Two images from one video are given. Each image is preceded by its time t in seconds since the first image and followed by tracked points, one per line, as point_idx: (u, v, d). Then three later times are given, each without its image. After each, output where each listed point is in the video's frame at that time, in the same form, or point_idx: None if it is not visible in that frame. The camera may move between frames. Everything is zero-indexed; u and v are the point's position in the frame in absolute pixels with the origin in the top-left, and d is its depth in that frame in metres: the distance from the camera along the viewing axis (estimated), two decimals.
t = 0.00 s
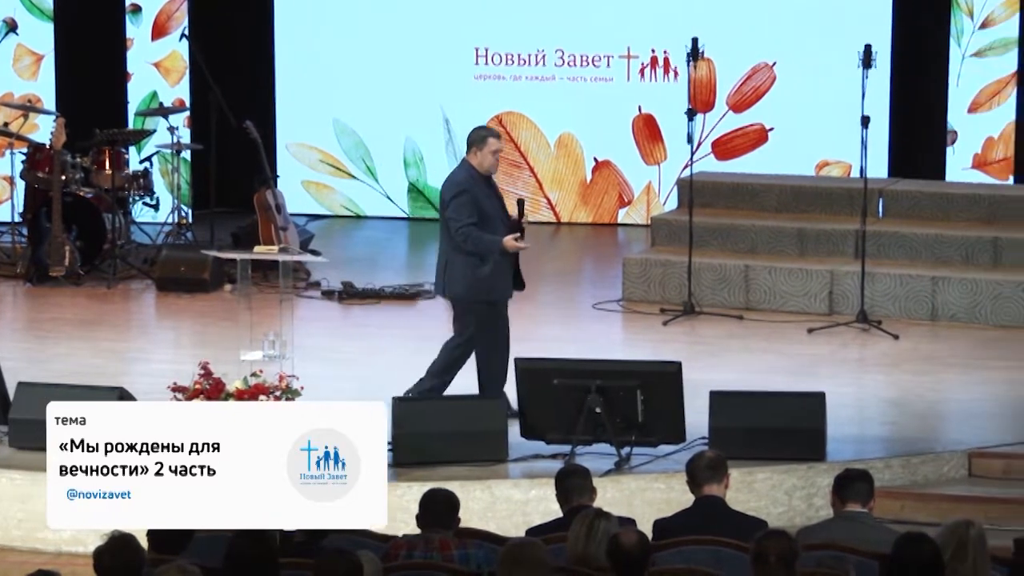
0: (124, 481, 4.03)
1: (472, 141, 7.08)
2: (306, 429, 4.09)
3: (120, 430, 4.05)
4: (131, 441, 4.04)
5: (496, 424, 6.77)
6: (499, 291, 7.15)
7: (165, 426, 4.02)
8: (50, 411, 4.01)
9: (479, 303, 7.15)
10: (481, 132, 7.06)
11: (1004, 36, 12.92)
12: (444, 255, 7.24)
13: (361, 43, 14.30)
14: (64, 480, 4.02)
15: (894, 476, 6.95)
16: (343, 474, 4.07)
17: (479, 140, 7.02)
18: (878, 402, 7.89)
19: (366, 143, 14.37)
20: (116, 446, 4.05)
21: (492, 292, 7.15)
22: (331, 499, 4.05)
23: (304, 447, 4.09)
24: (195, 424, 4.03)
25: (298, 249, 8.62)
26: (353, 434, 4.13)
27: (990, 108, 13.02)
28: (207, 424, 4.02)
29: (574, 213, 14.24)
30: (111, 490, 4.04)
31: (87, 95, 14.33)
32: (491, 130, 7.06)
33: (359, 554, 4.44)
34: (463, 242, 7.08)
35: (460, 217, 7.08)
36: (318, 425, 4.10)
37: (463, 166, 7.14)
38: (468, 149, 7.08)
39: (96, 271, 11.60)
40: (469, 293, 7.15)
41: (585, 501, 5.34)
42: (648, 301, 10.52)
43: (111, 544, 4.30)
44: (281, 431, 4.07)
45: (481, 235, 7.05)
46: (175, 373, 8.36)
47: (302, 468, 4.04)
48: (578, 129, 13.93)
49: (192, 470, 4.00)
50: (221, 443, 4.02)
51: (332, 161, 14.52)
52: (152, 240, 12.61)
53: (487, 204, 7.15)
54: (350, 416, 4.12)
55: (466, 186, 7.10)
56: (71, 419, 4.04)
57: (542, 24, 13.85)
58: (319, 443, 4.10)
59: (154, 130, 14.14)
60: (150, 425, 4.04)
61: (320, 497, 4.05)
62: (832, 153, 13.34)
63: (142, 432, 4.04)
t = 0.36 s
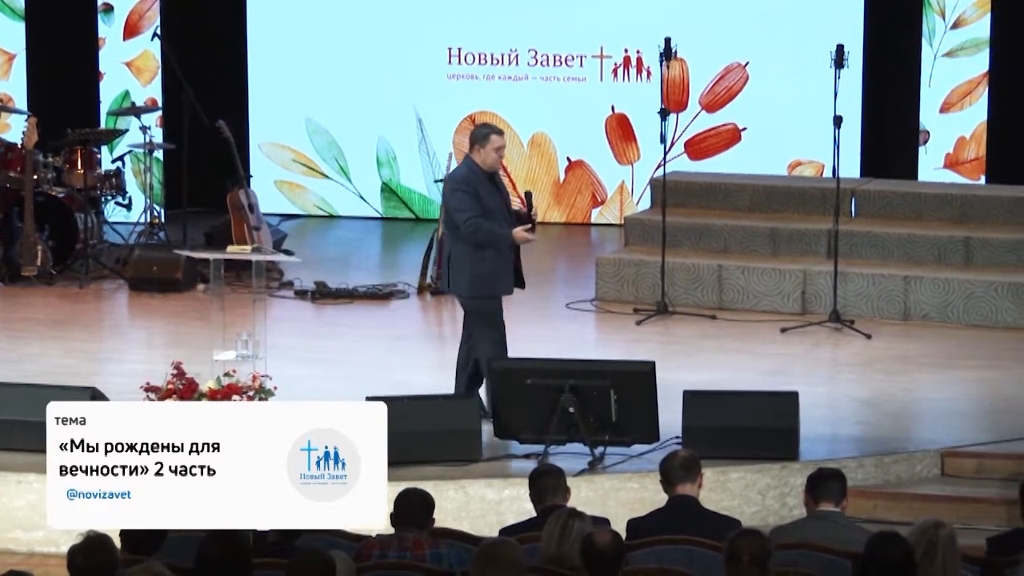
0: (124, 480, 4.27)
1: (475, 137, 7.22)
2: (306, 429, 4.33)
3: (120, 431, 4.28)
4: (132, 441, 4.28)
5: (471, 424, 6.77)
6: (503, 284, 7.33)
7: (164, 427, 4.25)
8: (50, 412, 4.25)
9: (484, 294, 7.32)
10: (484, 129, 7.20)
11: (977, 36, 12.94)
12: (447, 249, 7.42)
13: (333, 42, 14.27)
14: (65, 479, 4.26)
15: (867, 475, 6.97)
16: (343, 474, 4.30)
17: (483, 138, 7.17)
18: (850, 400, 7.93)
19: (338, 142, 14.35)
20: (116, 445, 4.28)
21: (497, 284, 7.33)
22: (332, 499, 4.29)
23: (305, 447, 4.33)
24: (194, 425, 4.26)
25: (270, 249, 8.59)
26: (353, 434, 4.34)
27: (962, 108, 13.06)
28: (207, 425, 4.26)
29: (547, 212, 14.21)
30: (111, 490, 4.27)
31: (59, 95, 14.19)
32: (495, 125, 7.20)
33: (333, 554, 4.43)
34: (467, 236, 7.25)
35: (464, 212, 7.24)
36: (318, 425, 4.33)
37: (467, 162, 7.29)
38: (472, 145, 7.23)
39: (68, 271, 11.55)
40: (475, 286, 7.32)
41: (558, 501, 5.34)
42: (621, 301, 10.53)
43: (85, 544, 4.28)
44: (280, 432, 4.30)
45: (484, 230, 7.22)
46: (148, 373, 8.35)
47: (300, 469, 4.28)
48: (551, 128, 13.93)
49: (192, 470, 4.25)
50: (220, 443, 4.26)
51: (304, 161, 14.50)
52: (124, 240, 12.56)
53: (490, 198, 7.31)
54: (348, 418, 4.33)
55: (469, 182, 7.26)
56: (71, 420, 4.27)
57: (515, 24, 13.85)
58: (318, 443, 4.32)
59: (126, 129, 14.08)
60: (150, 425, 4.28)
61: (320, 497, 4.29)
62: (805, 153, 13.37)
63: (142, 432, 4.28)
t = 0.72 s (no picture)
0: (124, 481, 4.06)
1: (494, 144, 7.19)
2: (306, 429, 4.12)
3: (121, 430, 4.07)
4: (132, 441, 4.07)
5: (456, 424, 6.77)
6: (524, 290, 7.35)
7: (165, 426, 4.05)
8: (49, 411, 4.05)
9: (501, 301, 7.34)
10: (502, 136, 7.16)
11: (961, 37, 12.95)
12: (468, 255, 7.43)
13: (318, 43, 14.25)
14: (65, 480, 4.05)
15: (851, 475, 6.99)
16: (344, 474, 4.08)
17: (501, 144, 7.14)
18: (835, 400, 7.94)
19: (323, 142, 14.34)
20: (116, 446, 4.07)
21: (516, 291, 7.35)
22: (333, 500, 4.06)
23: (304, 447, 4.11)
24: (196, 423, 4.05)
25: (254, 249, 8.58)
26: (355, 434, 4.12)
27: (946, 108, 13.05)
28: (209, 423, 4.05)
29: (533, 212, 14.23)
30: (111, 490, 4.06)
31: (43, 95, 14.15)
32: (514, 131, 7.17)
33: (318, 554, 4.43)
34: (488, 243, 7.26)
35: (484, 219, 7.25)
36: (318, 425, 4.11)
37: (486, 168, 7.27)
38: (491, 152, 7.21)
39: (52, 271, 11.54)
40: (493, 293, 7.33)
41: (543, 501, 5.34)
42: (605, 301, 10.53)
43: (71, 544, 4.28)
44: (279, 431, 4.09)
45: (504, 237, 7.24)
46: (132, 373, 8.34)
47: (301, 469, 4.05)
48: (537, 129, 13.89)
49: (192, 470, 4.04)
50: (221, 443, 4.05)
51: (289, 161, 14.49)
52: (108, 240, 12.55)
53: (510, 205, 7.31)
54: (351, 416, 4.11)
55: (489, 187, 7.25)
56: (71, 420, 4.07)
57: (500, 24, 13.85)
58: (319, 444, 4.10)
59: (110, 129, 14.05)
60: (151, 425, 4.07)
61: (321, 499, 4.06)
62: (789, 152, 13.40)
63: (142, 431, 4.07)
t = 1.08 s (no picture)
0: (125, 480, 4.21)
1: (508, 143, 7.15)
2: (307, 429, 4.24)
3: (120, 431, 4.21)
4: (132, 441, 4.21)
5: (441, 424, 6.77)
6: (537, 291, 7.31)
7: (164, 427, 4.19)
8: (50, 412, 4.19)
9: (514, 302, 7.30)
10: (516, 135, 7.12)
11: (946, 35, 13.01)
12: (480, 255, 7.40)
13: (303, 42, 14.24)
14: (65, 479, 4.21)
15: (836, 474, 7.01)
16: (343, 474, 4.20)
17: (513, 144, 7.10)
18: (819, 400, 7.96)
19: (308, 142, 14.32)
20: (116, 446, 4.22)
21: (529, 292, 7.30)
22: (331, 499, 4.20)
23: (304, 447, 4.24)
24: (194, 425, 4.20)
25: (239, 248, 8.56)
26: (354, 434, 4.23)
27: (930, 108, 13.12)
28: (207, 425, 4.20)
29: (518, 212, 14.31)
30: (111, 490, 4.22)
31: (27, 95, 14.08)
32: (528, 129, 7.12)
33: (303, 553, 4.43)
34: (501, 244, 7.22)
35: (497, 219, 7.21)
36: (318, 425, 4.23)
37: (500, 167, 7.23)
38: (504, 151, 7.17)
39: (36, 271, 11.52)
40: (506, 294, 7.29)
41: (528, 500, 5.34)
42: (592, 302, 10.54)
43: (54, 544, 4.28)
44: (278, 433, 4.23)
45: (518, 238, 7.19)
46: (116, 373, 8.32)
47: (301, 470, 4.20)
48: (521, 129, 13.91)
49: (192, 470, 4.19)
50: (221, 444, 4.20)
51: (274, 160, 14.47)
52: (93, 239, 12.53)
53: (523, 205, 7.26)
54: (347, 418, 4.22)
55: (502, 188, 7.21)
56: (71, 420, 4.21)
57: (485, 24, 13.85)
58: (319, 443, 4.23)
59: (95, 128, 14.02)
60: (150, 426, 4.21)
61: (319, 498, 4.20)
62: (774, 153, 13.41)
63: (142, 432, 4.21)
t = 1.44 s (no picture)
0: (124, 484, 3.97)
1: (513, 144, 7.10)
2: (307, 431, 4.00)
3: (121, 435, 3.97)
4: (132, 445, 3.97)
5: (420, 424, 6.78)
6: (534, 293, 7.25)
7: (165, 429, 3.95)
8: (50, 415, 3.95)
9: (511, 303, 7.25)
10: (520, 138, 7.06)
11: (924, 35, 13.06)
12: (484, 254, 7.37)
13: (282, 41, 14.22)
14: (64, 484, 3.95)
15: (815, 473, 7.02)
16: (344, 478, 3.98)
17: (517, 145, 7.05)
18: (798, 399, 7.97)
19: (287, 141, 14.30)
20: (116, 450, 3.97)
21: (528, 294, 7.25)
22: (333, 505, 3.97)
23: (304, 451, 4.00)
24: (195, 425, 3.96)
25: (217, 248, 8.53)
26: (355, 434, 4.00)
27: (908, 107, 13.17)
28: (208, 425, 3.96)
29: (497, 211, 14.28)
30: (110, 494, 3.97)
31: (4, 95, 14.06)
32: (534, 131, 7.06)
33: (282, 554, 4.42)
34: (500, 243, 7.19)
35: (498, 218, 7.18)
36: (318, 428, 4.00)
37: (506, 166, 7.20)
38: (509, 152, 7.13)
39: (14, 271, 11.47)
40: (504, 294, 7.25)
41: (507, 500, 5.34)
42: (570, 301, 10.55)
43: (32, 544, 4.27)
44: (277, 437, 3.98)
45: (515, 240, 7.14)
46: (94, 373, 8.29)
47: (301, 473, 3.97)
48: (500, 128, 13.93)
49: (192, 474, 3.95)
50: (221, 447, 3.95)
51: (252, 160, 14.45)
52: (71, 239, 12.50)
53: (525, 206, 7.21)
54: (351, 417, 4.00)
55: (505, 187, 7.18)
56: (72, 423, 3.97)
57: (464, 23, 13.84)
58: (319, 446, 4.00)
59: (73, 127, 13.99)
60: (150, 427, 3.97)
61: (320, 502, 3.97)
62: (753, 152, 13.45)
63: (143, 435, 3.96)
